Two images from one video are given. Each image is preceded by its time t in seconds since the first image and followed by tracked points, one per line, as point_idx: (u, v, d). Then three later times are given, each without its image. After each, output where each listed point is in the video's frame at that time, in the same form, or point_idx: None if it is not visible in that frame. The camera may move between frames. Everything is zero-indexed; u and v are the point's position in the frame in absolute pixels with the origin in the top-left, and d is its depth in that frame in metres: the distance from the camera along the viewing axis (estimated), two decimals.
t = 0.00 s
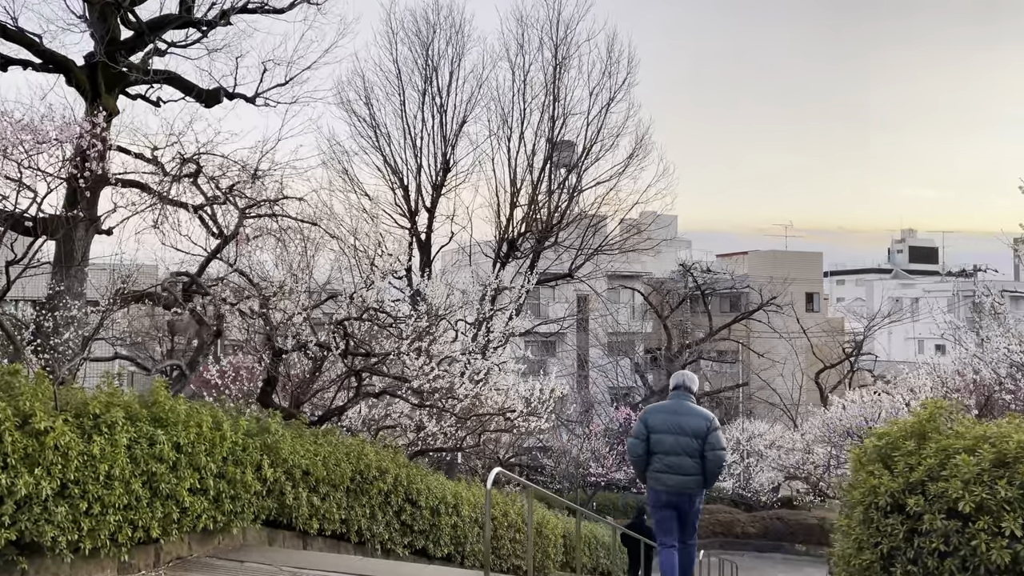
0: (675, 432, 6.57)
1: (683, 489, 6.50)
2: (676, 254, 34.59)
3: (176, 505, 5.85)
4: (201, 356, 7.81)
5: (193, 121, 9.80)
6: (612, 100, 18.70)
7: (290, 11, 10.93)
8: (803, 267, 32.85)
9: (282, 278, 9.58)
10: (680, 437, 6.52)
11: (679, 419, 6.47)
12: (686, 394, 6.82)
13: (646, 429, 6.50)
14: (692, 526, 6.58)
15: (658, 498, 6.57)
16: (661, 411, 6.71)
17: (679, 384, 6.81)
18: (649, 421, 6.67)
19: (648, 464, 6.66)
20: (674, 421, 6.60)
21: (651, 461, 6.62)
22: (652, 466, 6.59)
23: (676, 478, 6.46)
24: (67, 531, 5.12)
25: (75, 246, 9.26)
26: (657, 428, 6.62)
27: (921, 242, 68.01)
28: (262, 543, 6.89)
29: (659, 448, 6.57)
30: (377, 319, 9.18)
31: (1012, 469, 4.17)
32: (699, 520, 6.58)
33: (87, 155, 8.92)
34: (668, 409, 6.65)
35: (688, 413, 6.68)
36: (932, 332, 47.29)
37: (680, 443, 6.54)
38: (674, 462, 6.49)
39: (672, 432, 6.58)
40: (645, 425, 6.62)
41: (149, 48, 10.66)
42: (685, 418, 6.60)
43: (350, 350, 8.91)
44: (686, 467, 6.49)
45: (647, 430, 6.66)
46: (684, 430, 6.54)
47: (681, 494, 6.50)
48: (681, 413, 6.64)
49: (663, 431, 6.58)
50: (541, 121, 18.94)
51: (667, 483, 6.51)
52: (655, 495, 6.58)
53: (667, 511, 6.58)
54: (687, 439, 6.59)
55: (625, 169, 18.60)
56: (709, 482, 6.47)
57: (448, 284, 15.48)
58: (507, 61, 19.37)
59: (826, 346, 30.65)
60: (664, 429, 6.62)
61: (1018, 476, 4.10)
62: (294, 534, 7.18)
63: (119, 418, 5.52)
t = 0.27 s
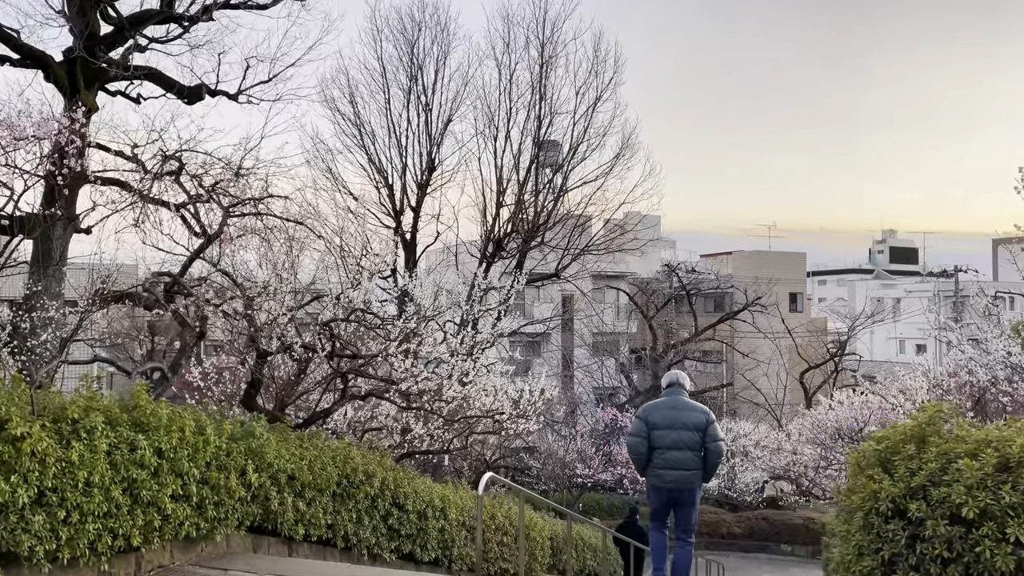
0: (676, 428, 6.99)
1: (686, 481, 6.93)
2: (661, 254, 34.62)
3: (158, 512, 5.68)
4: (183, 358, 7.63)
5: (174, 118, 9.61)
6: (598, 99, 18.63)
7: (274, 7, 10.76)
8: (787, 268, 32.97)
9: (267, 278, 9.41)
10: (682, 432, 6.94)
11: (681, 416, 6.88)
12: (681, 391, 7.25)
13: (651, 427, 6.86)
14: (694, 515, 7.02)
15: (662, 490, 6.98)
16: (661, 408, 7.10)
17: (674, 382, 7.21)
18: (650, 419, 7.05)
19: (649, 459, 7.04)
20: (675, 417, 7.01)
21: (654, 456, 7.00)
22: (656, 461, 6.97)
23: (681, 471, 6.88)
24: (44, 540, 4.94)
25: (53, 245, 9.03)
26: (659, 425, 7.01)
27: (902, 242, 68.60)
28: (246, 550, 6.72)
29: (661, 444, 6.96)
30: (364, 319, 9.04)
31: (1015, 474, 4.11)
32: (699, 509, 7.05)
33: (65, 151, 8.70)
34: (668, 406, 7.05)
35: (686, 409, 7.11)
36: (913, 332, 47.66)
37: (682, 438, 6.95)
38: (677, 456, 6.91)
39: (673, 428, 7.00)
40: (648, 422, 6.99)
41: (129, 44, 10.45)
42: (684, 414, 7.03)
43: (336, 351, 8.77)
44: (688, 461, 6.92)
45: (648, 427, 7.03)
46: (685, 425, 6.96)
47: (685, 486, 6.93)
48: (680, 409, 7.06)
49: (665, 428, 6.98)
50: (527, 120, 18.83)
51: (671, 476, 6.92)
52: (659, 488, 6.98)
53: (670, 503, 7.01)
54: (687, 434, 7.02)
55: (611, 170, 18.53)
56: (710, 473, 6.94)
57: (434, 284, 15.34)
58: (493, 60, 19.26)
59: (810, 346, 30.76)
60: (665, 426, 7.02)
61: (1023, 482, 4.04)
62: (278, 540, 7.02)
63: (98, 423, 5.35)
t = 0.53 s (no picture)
0: (666, 439, 7.05)
1: (677, 491, 6.96)
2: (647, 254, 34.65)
3: (141, 517, 5.53)
4: (167, 359, 7.47)
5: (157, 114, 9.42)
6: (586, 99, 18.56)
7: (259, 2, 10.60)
8: (772, 268, 33.08)
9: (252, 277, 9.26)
10: (672, 443, 7.00)
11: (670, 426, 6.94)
12: (674, 402, 7.31)
13: (639, 438, 6.95)
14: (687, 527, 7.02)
15: (655, 501, 7.02)
16: (651, 420, 7.19)
17: (666, 393, 7.29)
18: (641, 430, 7.14)
19: (642, 470, 7.11)
20: (665, 428, 7.08)
21: (645, 467, 7.07)
22: (647, 472, 7.04)
23: (671, 482, 6.91)
24: (24, 547, 4.79)
25: (33, 243, 8.83)
26: (649, 436, 7.09)
27: (884, 243, 69.12)
28: (232, 555, 6.58)
29: (652, 455, 7.03)
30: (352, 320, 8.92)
31: (1018, 476, 4.06)
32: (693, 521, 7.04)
33: (45, 147, 8.50)
34: (658, 417, 7.13)
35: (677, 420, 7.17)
36: (895, 332, 48.02)
37: (671, 448, 7.01)
38: (667, 467, 6.96)
39: (663, 439, 7.06)
40: (638, 434, 7.09)
41: (111, 38, 10.24)
42: (674, 425, 7.09)
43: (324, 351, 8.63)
44: (678, 471, 6.96)
45: (639, 438, 7.12)
46: (675, 436, 7.02)
47: (676, 497, 6.96)
48: (670, 421, 7.13)
49: (654, 439, 7.06)
50: (514, 119, 18.72)
51: (661, 487, 6.97)
52: (652, 498, 7.04)
53: (663, 513, 7.04)
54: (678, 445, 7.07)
55: (599, 169, 18.47)
56: (700, 484, 6.95)
57: (421, 284, 15.20)
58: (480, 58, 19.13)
59: (794, 346, 30.88)
60: (655, 437, 7.09)
61: None
62: (265, 544, 6.88)
63: (80, 426, 5.19)
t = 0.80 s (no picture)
0: (658, 449, 7.08)
1: (669, 500, 7.01)
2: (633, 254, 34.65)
3: (128, 522, 5.39)
4: (155, 360, 7.33)
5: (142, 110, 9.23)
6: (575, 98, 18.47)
7: None
8: (757, 268, 33.17)
9: (240, 276, 9.11)
10: (663, 454, 7.01)
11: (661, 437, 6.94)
12: (672, 412, 7.28)
13: (630, 448, 7.01)
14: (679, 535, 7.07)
15: (648, 509, 7.11)
16: (646, 429, 7.21)
17: (663, 403, 7.25)
18: (635, 439, 7.19)
19: (636, 478, 7.19)
20: (657, 438, 7.10)
21: (638, 475, 7.15)
22: (639, 480, 7.11)
23: (661, 492, 6.96)
24: (7, 555, 4.65)
25: (14, 242, 8.63)
26: (642, 446, 7.13)
27: (866, 243, 69.60)
28: (220, 561, 6.44)
29: (644, 464, 7.08)
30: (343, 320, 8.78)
31: None
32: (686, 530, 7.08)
33: (27, 143, 8.31)
34: (652, 427, 7.14)
35: (672, 430, 7.15)
36: (879, 331, 48.32)
37: (663, 458, 7.04)
38: (658, 477, 7.01)
39: (655, 449, 7.09)
40: (630, 443, 7.15)
41: (94, 33, 10.04)
42: (668, 435, 7.09)
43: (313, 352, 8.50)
44: (669, 481, 7.00)
45: (633, 447, 7.18)
46: (666, 447, 7.03)
47: (667, 506, 7.02)
48: (664, 430, 7.13)
49: (647, 449, 7.10)
50: (502, 117, 18.61)
51: (653, 496, 7.04)
52: (645, 506, 7.12)
53: (657, 521, 7.12)
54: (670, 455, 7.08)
55: (588, 168, 18.40)
56: (691, 494, 6.96)
57: (409, 283, 15.06)
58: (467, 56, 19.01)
59: (780, 345, 30.99)
60: (648, 446, 7.13)
61: None
62: (254, 550, 6.75)
63: (65, 429, 5.04)
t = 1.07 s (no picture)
0: (664, 462, 7.01)
1: (673, 513, 6.95)
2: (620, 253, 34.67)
3: (117, 530, 5.25)
4: (144, 363, 7.19)
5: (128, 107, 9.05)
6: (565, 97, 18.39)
7: None
8: (744, 268, 33.27)
9: (231, 277, 8.96)
10: (669, 467, 6.95)
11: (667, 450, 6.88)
12: (677, 425, 7.22)
13: (635, 461, 6.95)
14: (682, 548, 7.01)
15: (651, 522, 7.05)
16: (652, 441, 7.15)
17: (669, 416, 7.19)
18: (641, 451, 7.12)
19: (640, 490, 7.13)
20: (663, 451, 7.04)
21: (643, 488, 7.08)
22: (644, 493, 7.05)
23: (666, 506, 6.90)
24: None
25: None
26: (648, 458, 7.07)
27: (849, 243, 70.11)
28: (211, 568, 6.29)
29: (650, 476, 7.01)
30: (335, 322, 8.67)
31: None
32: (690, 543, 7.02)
33: (10, 140, 8.11)
34: (658, 439, 7.08)
35: (677, 443, 7.09)
36: (863, 331, 48.64)
37: (668, 471, 6.98)
38: (662, 490, 6.96)
39: (661, 461, 7.03)
40: (635, 456, 7.08)
41: (79, 28, 9.84)
42: (673, 448, 7.03)
43: (305, 354, 8.38)
44: (674, 494, 6.94)
45: (638, 459, 7.12)
46: (672, 460, 6.97)
47: (671, 519, 6.96)
48: (669, 443, 7.07)
49: (653, 461, 7.03)
50: (491, 116, 18.51)
51: (657, 509, 6.98)
52: (649, 519, 7.06)
53: (660, 534, 7.06)
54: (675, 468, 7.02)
55: (577, 168, 18.34)
56: (695, 509, 6.91)
57: (398, 283, 14.94)
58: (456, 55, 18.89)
59: (766, 345, 31.10)
60: (653, 458, 7.07)
61: None
62: (245, 556, 6.61)
63: (53, 434, 4.89)
